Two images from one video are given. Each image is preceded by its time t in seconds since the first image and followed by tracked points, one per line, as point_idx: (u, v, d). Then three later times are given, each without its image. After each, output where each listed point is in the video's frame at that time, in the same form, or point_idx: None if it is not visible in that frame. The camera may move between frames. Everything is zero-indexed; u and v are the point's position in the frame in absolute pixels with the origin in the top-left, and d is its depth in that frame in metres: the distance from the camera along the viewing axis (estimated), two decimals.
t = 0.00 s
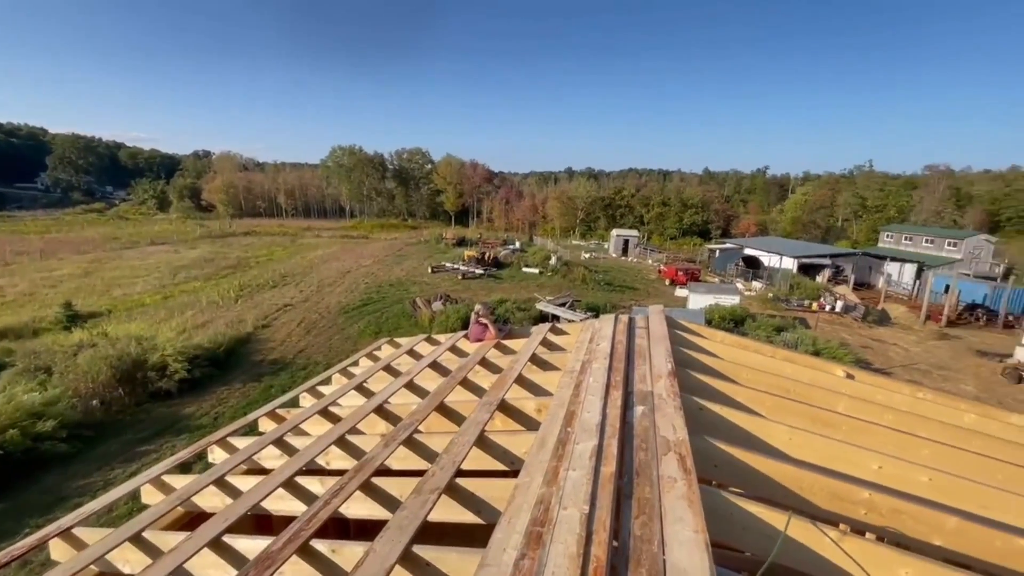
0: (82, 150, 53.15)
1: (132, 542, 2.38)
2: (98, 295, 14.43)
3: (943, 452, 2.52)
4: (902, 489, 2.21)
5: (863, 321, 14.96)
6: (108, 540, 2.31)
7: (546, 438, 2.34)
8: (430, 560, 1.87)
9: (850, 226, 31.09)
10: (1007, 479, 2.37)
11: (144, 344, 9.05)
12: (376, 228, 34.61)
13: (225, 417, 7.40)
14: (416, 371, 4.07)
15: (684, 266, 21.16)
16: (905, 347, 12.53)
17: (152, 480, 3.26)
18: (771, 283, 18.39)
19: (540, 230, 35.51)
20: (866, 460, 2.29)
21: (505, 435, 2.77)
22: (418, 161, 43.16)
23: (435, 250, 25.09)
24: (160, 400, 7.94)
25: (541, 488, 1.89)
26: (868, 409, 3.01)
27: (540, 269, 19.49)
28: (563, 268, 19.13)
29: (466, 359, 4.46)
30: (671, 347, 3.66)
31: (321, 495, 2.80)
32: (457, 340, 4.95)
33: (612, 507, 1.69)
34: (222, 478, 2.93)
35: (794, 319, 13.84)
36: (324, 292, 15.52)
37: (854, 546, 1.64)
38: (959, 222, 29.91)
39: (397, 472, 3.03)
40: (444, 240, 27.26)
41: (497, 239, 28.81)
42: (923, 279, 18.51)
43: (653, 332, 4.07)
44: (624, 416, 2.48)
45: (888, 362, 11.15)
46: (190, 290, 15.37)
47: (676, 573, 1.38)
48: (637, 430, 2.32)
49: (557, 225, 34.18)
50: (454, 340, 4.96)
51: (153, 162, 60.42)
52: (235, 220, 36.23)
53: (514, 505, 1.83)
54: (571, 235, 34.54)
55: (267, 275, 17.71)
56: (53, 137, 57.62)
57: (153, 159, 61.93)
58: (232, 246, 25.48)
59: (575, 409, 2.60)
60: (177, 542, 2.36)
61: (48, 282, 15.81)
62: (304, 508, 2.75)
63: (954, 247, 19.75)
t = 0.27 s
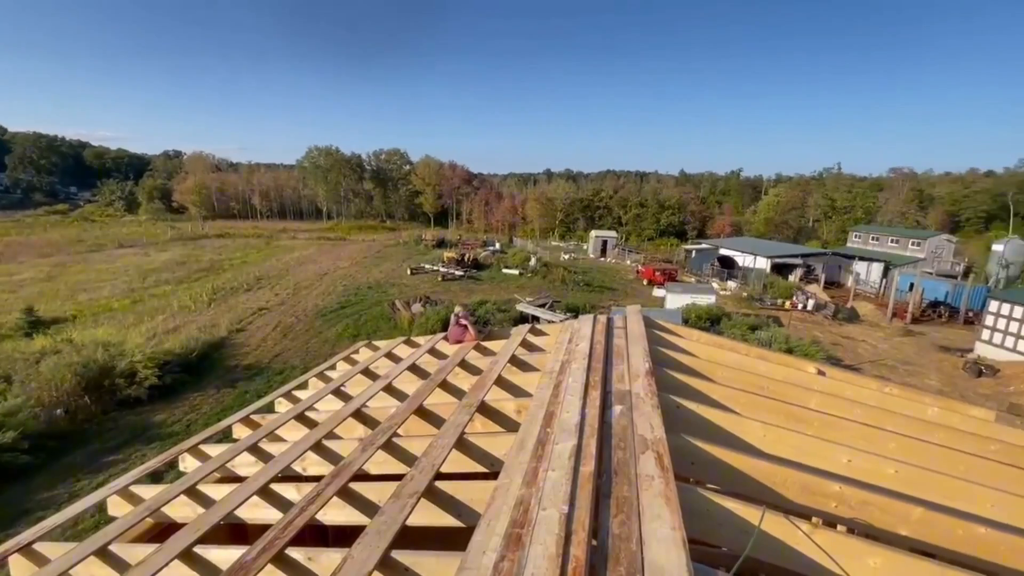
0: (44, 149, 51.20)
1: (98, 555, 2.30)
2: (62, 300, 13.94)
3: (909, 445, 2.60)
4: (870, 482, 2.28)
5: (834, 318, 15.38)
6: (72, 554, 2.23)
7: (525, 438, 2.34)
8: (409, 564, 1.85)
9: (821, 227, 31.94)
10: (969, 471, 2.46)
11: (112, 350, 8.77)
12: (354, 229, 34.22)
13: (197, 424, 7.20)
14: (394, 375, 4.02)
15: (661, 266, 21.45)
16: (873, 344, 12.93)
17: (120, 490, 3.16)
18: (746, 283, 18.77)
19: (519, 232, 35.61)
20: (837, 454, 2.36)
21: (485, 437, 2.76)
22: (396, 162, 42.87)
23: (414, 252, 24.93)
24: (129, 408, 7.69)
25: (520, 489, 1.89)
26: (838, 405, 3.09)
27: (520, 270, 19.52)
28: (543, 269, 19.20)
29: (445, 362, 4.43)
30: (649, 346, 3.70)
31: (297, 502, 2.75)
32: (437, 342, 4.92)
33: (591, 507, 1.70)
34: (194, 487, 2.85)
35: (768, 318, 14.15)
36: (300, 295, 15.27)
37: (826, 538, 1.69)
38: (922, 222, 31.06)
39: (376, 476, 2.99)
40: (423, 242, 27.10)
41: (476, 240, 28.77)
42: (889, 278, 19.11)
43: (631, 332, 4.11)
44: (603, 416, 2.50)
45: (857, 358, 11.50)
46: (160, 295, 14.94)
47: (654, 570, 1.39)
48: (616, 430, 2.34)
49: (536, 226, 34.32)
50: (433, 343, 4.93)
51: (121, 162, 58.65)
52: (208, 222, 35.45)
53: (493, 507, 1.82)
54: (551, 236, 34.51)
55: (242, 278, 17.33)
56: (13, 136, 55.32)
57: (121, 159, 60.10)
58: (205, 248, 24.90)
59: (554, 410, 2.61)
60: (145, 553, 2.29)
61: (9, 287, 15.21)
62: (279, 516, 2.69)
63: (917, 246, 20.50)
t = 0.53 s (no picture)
0: (3, 149, 49.15)
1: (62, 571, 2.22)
2: (24, 305, 13.41)
3: (877, 438, 2.68)
4: (840, 475, 2.34)
5: (805, 316, 15.78)
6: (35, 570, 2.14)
7: (505, 439, 2.34)
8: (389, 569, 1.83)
9: (792, 227, 32.75)
10: (933, 462, 2.55)
11: (76, 356, 8.47)
12: (331, 230, 33.77)
13: (169, 431, 7.00)
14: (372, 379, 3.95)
15: (639, 266, 21.69)
16: (843, 341, 13.29)
17: (86, 502, 3.05)
18: (721, 282, 19.11)
19: (499, 233, 35.62)
20: (808, 449, 2.41)
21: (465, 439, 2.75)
22: (374, 163, 42.52)
23: (392, 253, 24.72)
24: (96, 416, 7.44)
25: (499, 491, 1.89)
26: (810, 400, 3.17)
27: (499, 271, 19.50)
28: (523, 270, 19.24)
29: (425, 364, 4.40)
30: (627, 346, 3.74)
31: (273, 510, 2.69)
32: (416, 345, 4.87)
33: (570, 506, 1.71)
34: (164, 497, 2.77)
35: (743, 317, 14.45)
36: (276, 297, 14.99)
37: (799, 532, 1.73)
38: (888, 222, 32.10)
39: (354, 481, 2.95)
40: (401, 243, 26.89)
41: (455, 241, 28.68)
42: (857, 277, 19.73)
43: (609, 332, 4.14)
44: (583, 416, 2.51)
45: (828, 355, 11.81)
46: (129, 298, 14.50)
47: (633, 568, 1.40)
48: (594, 429, 2.35)
49: (515, 227, 34.42)
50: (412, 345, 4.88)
51: (86, 162, 56.78)
52: (179, 224, 34.60)
53: (473, 509, 1.81)
54: (530, 237, 34.66)
55: (215, 281, 16.93)
56: None
57: (86, 158, 58.14)
58: (176, 250, 24.27)
59: (533, 411, 2.62)
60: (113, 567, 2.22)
61: None
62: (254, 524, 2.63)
63: (883, 246, 21.17)
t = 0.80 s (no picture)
0: None
1: None
2: None
3: (847, 433, 2.76)
4: (812, 469, 2.40)
5: (779, 314, 16.14)
6: None
7: (485, 440, 2.33)
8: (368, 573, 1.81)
9: (766, 226, 33.47)
10: (899, 454, 2.64)
11: (38, 362, 8.16)
12: (307, 231, 33.24)
13: (138, 439, 6.79)
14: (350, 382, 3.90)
15: (618, 266, 21.89)
16: (815, 338, 13.64)
17: (50, 514, 2.94)
18: (698, 281, 19.42)
19: (479, 233, 35.57)
20: (782, 444, 2.47)
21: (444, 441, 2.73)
22: (351, 163, 42.09)
23: (371, 254, 24.45)
24: (61, 425, 7.18)
25: (479, 492, 1.88)
26: (784, 397, 3.24)
27: (479, 271, 19.47)
28: (503, 270, 19.25)
29: (403, 366, 4.36)
30: (606, 346, 3.77)
31: (247, 517, 2.63)
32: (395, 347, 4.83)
33: (550, 506, 1.71)
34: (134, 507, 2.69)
35: (719, 315, 14.71)
36: (251, 300, 14.69)
37: (773, 525, 1.76)
38: (857, 222, 33.07)
39: (332, 486, 2.90)
40: (380, 244, 26.62)
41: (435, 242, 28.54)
42: (828, 275, 20.23)
43: (588, 331, 4.17)
44: (563, 415, 2.52)
45: (801, 352, 12.10)
46: (96, 302, 14.03)
47: (612, 566, 1.41)
48: (574, 428, 2.36)
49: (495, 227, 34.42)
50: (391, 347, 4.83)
51: (50, 161, 54.82)
52: (149, 225, 33.66)
53: (453, 511, 1.80)
54: (510, 238, 34.69)
55: (187, 283, 16.51)
56: None
57: (50, 157, 56.11)
58: (146, 252, 23.59)
59: (513, 411, 2.62)
60: None
61: None
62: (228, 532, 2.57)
63: (853, 245, 21.75)
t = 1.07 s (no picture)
0: None
1: None
2: None
3: (819, 427, 2.82)
4: (785, 463, 2.45)
5: (754, 312, 16.47)
6: None
7: (464, 442, 2.32)
8: None
9: (741, 226, 34.13)
10: (869, 447, 2.72)
11: None
12: (283, 232, 32.65)
13: (106, 448, 6.57)
14: (328, 385, 3.85)
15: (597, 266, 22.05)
16: (789, 335, 13.95)
17: (12, 526, 2.82)
18: (675, 281, 19.68)
19: (459, 234, 35.45)
20: (757, 439, 2.52)
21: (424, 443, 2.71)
22: (328, 163, 41.64)
23: (349, 255, 24.12)
24: (24, 434, 6.91)
25: (459, 494, 1.87)
26: (759, 393, 3.30)
27: (459, 272, 19.40)
28: (484, 271, 19.22)
29: (382, 368, 4.31)
30: (585, 345, 3.79)
31: (221, 525, 2.57)
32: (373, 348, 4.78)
33: (530, 506, 1.72)
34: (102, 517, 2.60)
35: (696, 314, 14.94)
36: (224, 302, 14.36)
37: (749, 520, 1.79)
38: (828, 222, 33.96)
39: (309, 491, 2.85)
40: (358, 244, 26.31)
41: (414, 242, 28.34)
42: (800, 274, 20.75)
43: (568, 331, 4.19)
44: (542, 415, 2.52)
45: (775, 349, 12.37)
46: (60, 306, 13.53)
47: (591, 565, 1.42)
48: (554, 428, 2.37)
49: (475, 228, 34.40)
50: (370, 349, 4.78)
51: (10, 160, 52.75)
52: (117, 225, 32.64)
53: (433, 514, 1.79)
54: (490, 238, 34.65)
55: (157, 286, 16.05)
56: None
57: (10, 155, 54.01)
58: (113, 254, 22.87)
59: (493, 412, 2.61)
60: None
61: None
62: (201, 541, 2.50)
63: (824, 245, 22.34)
